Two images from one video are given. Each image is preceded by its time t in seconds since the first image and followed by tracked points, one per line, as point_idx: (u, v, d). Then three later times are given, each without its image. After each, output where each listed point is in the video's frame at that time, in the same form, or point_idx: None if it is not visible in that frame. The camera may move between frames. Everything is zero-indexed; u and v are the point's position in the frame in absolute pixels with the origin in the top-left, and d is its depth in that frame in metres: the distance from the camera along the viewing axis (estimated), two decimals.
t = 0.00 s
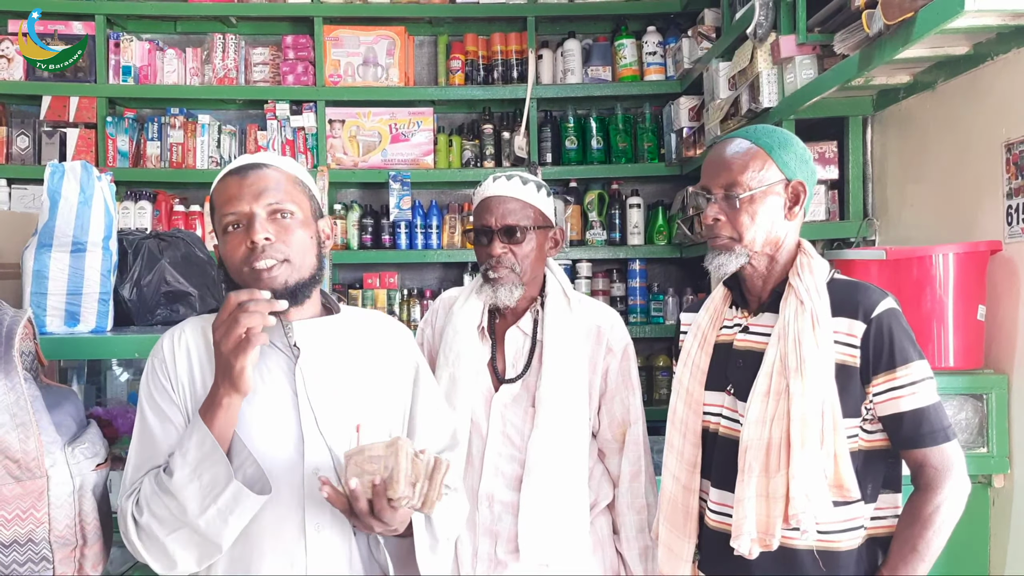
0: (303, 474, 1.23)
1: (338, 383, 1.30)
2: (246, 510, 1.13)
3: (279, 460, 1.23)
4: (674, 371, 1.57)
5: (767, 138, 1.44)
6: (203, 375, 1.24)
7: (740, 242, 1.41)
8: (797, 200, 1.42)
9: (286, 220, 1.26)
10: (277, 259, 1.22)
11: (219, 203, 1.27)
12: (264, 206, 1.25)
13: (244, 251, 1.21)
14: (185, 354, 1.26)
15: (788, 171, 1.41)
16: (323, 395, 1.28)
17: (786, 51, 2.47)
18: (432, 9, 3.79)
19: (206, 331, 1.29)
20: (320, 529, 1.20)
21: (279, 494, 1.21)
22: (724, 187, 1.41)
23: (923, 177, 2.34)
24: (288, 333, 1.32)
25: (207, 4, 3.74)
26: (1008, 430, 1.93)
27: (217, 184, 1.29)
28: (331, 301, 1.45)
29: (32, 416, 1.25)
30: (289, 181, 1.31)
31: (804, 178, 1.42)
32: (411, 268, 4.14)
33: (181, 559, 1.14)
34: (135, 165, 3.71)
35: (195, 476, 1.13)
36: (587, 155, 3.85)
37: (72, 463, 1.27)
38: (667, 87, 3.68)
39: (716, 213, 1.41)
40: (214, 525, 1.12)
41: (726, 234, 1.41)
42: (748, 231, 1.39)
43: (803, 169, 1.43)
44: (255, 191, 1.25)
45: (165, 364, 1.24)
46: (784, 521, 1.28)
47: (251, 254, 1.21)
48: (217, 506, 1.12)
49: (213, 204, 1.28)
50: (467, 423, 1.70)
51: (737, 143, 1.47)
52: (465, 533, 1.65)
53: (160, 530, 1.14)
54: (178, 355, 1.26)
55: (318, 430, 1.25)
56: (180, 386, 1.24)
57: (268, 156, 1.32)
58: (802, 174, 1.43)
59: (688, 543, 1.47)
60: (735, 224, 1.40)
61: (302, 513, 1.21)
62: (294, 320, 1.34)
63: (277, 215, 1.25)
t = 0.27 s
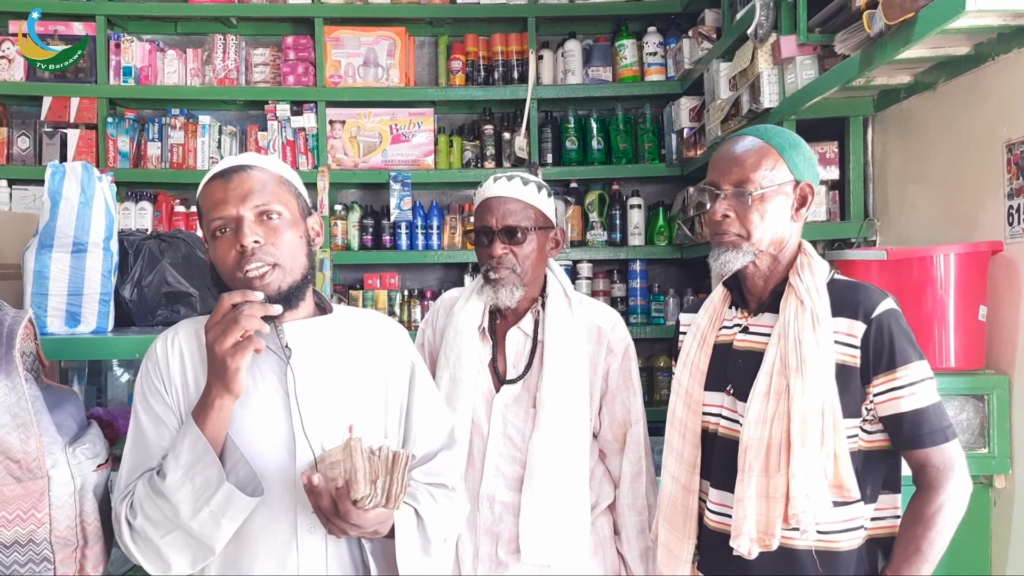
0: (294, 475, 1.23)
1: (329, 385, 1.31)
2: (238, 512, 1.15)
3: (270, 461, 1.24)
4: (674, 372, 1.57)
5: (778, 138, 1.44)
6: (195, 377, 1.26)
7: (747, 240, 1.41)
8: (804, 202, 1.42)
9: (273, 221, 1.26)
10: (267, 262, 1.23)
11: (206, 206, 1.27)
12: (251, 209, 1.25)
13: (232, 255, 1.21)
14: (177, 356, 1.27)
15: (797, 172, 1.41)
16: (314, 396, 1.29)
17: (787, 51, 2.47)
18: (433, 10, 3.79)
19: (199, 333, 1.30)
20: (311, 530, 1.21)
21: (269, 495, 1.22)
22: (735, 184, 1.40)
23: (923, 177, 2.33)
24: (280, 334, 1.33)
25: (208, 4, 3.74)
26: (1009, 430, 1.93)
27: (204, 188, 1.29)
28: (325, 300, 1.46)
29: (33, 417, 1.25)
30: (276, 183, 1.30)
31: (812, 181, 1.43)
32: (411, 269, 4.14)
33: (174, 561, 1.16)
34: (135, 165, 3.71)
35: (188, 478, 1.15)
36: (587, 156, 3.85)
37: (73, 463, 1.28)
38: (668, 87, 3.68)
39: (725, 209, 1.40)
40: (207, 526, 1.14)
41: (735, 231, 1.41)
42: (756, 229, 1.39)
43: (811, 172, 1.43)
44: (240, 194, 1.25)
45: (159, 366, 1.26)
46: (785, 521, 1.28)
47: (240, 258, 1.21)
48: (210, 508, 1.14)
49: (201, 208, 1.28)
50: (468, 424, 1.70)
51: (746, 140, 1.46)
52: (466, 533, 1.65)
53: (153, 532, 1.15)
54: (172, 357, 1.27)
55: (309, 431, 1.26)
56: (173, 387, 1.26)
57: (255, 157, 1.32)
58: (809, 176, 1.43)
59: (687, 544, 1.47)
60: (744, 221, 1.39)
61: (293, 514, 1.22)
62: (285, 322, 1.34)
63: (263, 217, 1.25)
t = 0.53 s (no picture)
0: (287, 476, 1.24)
1: (321, 382, 1.31)
2: (233, 514, 1.17)
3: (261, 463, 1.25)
4: (674, 372, 1.57)
5: (788, 137, 1.43)
6: (188, 379, 1.26)
7: (757, 238, 1.40)
8: (811, 205, 1.43)
9: (264, 221, 1.26)
10: (257, 263, 1.23)
11: (196, 206, 1.27)
12: (240, 210, 1.25)
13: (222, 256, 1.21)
14: (169, 357, 1.28)
15: (806, 173, 1.41)
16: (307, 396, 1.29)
17: (788, 51, 2.47)
18: (434, 10, 3.79)
19: (191, 335, 1.31)
20: (304, 529, 1.22)
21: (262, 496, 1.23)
22: (747, 181, 1.40)
23: (925, 177, 2.33)
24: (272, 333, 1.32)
25: (209, 4, 3.74)
26: (1011, 431, 1.93)
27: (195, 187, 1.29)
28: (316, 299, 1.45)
29: (34, 417, 1.25)
30: (266, 183, 1.30)
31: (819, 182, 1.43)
32: (412, 269, 4.14)
33: (169, 563, 1.18)
34: (136, 166, 3.71)
35: (182, 481, 1.16)
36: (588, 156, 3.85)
37: (75, 463, 1.26)
38: (669, 87, 3.68)
39: (737, 205, 1.39)
40: (202, 528, 1.16)
41: (745, 227, 1.40)
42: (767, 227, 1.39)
43: (818, 173, 1.43)
44: (230, 194, 1.26)
45: (150, 368, 1.26)
46: (786, 521, 1.28)
47: (229, 259, 1.21)
48: (205, 510, 1.16)
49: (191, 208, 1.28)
50: (470, 424, 1.70)
51: (755, 138, 1.45)
52: (467, 533, 1.65)
53: (148, 535, 1.17)
54: (163, 359, 1.28)
55: (302, 431, 1.27)
56: (165, 389, 1.26)
57: (245, 157, 1.31)
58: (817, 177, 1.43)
59: (688, 544, 1.47)
60: (755, 218, 1.39)
61: (285, 514, 1.23)
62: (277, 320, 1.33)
63: (253, 217, 1.25)
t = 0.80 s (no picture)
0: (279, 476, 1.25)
1: (313, 382, 1.32)
2: (222, 519, 1.18)
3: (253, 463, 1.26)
4: (674, 372, 1.56)
5: (795, 137, 1.44)
6: (180, 379, 1.28)
7: (764, 235, 1.40)
8: (816, 205, 1.43)
9: (260, 224, 1.25)
10: (251, 265, 1.22)
11: (193, 204, 1.26)
12: (235, 212, 1.25)
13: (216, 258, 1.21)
14: (161, 357, 1.29)
15: (812, 174, 1.42)
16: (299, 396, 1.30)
17: (790, 51, 2.46)
18: (435, 9, 3.79)
19: (183, 334, 1.32)
20: (295, 530, 1.23)
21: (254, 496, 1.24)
22: (755, 177, 1.40)
23: (926, 177, 2.33)
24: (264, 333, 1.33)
25: (210, 4, 3.74)
26: (1012, 431, 1.92)
27: (192, 184, 1.28)
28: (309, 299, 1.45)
29: (34, 416, 1.25)
30: (263, 184, 1.30)
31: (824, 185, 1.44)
32: (413, 269, 4.13)
33: (161, 565, 1.20)
34: (137, 165, 3.71)
35: (173, 485, 1.18)
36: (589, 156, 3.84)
37: (75, 462, 1.26)
38: (670, 86, 3.68)
39: (745, 201, 1.39)
40: (193, 532, 1.18)
41: (753, 224, 1.40)
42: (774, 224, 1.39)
43: (822, 174, 1.44)
44: (227, 195, 1.25)
45: (142, 367, 1.28)
46: (786, 521, 1.27)
47: (222, 262, 1.21)
48: (196, 514, 1.17)
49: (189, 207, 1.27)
50: (470, 424, 1.70)
51: (762, 136, 1.45)
52: (468, 533, 1.65)
53: (140, 537, 1.19)
54: (156, 358, 1.29)
55: (294, 431, 1.27)
56: (157, 389, 1.28)
57: (244, 155, 1.31)
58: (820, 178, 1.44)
59: (687, 544, 1.46)
60: (763, 215, 1.39)
61: (277, 514, 1.24)
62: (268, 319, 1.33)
63: (249, 219, 1.25)
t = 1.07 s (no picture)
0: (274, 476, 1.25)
1: (307, 382, 1.32)
2: (215, 526, 1.18)
3: (248, 464, 1.26)
4: (673, 370, 1.56)
5: (798, 137, 1.44)
6: (172, 380, 1.29)
7: (768, 231, 1.40)
8: (818, 205, 1.44)
9: (259, 226, 1.26)
10: (250, 268, 1.22)
11: (192, 205, 1.26)
12: (236, 213, 1.25)
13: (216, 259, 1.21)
14: (154, 358, 1.31)
15: (814, 174, 1.42)
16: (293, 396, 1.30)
17: (791, 49, 2.46)
18: (436, 7, 3.79)
19: (176, 335, 1.33)
20: (290, 529, 1.24)
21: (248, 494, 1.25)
22: (760, 175, 1.40)
23: (928, 176, 2.33)
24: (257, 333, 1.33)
25: (211, 2, 3.74)
26: (1013, 429, 1.92)
27: (191, 184, 1.28)
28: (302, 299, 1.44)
29: (35, 414, 1.25)
30: (263, 185, 1.30)
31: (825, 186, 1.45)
32: (414, 267, 4.14)
33: (155, 569, 1.20)
34: (138, 163, 3.71)
35: (165, 492, 1.18)
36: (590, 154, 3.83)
37: (76, 460, 1.26)
38: (671, 85, 3.67)
39: (751, 198, 1.39)
40: (186, 538, 1.18)
41: (757, 221, 1.40)
42: (778, 222, 1.39)
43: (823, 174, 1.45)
44: (227, 196, 1.25)
45: (135, 369, 1.29)
46: (786, 519, 1.27)
47: (221, 263, 1.21)
48: (188, 521, 1.17)
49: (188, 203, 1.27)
50: (471, 422, 1.70)
51: (766, 134, 1.45)
52: (468, 531, 1.65)
53: (133, 541, 1.20)
54: (149, 360, 1.31)
55: (288, 430, 1.28)
56: (149, 390, 1.29)
57: (244, 155, 1.30)
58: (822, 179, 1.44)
59: (686, 542, 1.46)
60: (769, 211, 1.39)
61: (272, 514, 1.25)
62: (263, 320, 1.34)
63: (249, 222, 1.25)
